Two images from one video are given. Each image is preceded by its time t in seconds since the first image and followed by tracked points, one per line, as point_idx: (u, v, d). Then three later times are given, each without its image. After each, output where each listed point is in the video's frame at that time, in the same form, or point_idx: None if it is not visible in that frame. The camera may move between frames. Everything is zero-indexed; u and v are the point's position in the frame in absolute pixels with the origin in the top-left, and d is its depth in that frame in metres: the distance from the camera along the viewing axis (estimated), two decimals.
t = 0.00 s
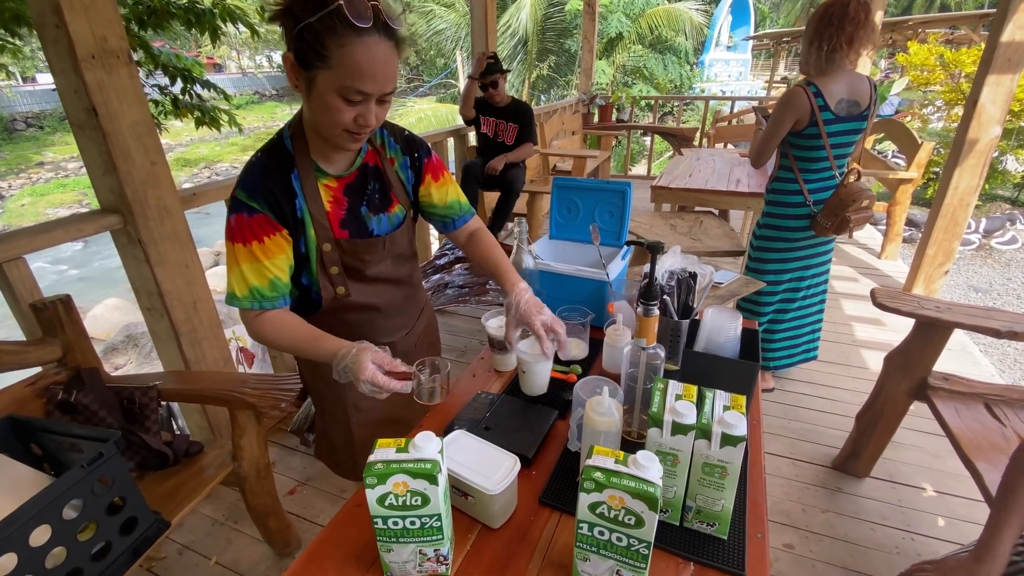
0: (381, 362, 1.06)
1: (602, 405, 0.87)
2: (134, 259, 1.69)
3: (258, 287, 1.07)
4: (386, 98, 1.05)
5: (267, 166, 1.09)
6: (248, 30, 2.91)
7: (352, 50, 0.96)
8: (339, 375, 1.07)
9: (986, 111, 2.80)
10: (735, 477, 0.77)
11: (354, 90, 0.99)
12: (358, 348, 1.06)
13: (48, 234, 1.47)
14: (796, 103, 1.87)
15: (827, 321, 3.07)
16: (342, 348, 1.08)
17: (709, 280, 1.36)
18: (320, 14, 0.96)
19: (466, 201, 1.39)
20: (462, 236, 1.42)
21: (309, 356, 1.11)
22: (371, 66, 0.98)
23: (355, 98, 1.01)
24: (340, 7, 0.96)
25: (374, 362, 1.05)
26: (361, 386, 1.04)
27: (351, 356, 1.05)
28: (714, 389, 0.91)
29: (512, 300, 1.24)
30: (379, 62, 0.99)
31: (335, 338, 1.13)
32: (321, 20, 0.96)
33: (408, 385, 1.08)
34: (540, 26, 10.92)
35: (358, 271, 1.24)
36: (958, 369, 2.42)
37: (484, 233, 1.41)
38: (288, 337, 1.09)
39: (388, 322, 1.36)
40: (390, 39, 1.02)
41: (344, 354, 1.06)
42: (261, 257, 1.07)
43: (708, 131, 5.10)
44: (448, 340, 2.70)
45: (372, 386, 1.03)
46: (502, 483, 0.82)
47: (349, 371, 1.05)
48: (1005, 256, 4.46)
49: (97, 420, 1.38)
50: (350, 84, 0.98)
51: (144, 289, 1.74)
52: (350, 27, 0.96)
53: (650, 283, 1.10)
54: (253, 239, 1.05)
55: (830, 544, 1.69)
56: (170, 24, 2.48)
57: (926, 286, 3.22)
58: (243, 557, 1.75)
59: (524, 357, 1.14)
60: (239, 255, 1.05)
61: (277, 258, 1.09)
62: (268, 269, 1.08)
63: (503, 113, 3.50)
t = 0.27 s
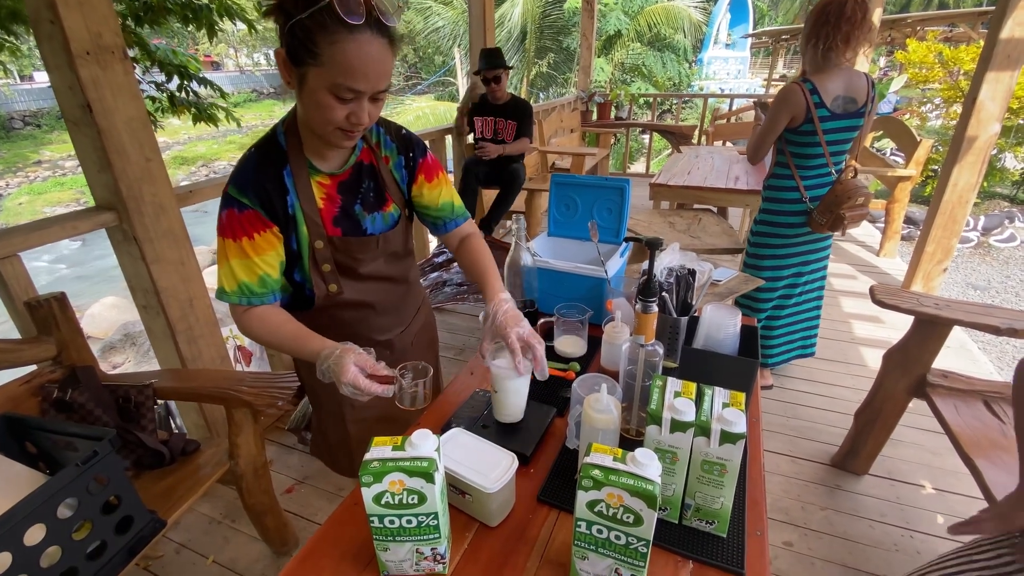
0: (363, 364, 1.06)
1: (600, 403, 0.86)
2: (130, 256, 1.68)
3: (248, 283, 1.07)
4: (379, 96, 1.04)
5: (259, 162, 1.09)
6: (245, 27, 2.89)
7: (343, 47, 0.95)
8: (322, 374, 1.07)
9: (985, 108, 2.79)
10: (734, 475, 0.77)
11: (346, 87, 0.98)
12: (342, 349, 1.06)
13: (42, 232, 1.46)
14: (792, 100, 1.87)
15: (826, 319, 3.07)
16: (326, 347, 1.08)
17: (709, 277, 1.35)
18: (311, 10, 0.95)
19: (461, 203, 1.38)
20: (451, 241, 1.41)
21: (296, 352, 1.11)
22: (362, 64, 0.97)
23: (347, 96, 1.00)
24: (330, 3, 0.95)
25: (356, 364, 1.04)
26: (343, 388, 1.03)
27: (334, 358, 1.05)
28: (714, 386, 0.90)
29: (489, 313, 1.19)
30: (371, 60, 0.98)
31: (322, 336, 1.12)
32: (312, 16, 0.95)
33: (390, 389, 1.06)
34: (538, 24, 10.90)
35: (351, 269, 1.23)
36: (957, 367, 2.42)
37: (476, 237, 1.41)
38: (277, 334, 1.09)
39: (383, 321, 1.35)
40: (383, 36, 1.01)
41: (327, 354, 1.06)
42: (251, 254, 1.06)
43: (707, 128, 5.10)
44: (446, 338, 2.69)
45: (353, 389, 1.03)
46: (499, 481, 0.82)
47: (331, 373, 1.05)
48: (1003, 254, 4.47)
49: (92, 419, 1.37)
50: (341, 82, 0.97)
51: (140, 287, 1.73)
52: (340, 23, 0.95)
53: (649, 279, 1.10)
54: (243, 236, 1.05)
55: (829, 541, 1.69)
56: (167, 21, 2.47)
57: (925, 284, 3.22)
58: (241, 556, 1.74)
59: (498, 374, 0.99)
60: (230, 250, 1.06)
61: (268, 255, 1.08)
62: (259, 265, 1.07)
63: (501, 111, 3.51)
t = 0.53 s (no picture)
0: (354, 366, 1.04)
1: (600, 403, 0.86)
2: (128, 255, 1.67)
3: (243, 282, 1.07)
4: (376, 96, 1.03)
5: (253, 161, 1.08)
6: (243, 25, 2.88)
7: (340, 47, 0.94)
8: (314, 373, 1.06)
9: (986, 106, 2.79)
10: (735, 475, 0.76)
11: (342, 87, 0.97)
12: (333, 350, 1.05)
13: (39, 231, 1.45)
14: (790, 97, 1.87)
15: (825, 317, 3.06)
16: (318, 348, 1.07)
17: (709, 276, 1.35)
18: (307, 9, 0.95)
19: (457, 204, 1.37)
20: (445, 242, 1.39)
21: (289, 353, 1.10)
22: (360, 64, 0.96)
23: (343, 96, 0.99)
24: (328, 3, 0.94)
25: (347, 366, 1.03)
26: (334, 389, 1.02)
27: (325, 359, 1.04)
28: (714, 386, 0.90)
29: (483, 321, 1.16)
30: (369, 59, 0.97)
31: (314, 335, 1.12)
32: (309, 15, 0.94)
33: (382, 392, 1.03)
34: (538, 21, 10.88)
35: (345, 268, 1.23)
36: (957, 365, 2.42)
37: (472, 241, 1.39)
38: (271, 332, 1.09)
39: (379, 320, 1.35)
40: (380, 35, 1.00)
41: (319, 355, 1.05)
42: (246, 253, 1.06)
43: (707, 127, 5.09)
44: (445, 337, 2.68)
45: (343, 391, 1.02)
46: (498, 482, 0.81)
47: (323, 373, 1.04)
48: (1003, 253, 4.46)
49: (90, 418, 1.37)
50: (337, 81, 0.97)
51: (138, 286, 1.72)
52: (337, 23, 0.94)
53: (649, 279, 1.09)
54: (238, 235, 1.05)
55: (828, 541, 1.69)
56: (165, 19, 2.46)
57: (925, 282, 3.22)
58: (239, 555, 1.74)
59: (493, 389, 0.98)
60: (224, 249, 1.05)
61: (263, 254, 1.08)
62: (254, 264, 1.07)
63: (498, 111, 3.50)
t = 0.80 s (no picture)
0: (344, 374, 1.05)
1: (601, 407, 0.85)
2: (130, 257, 1.68)
3: (240, 286, 1.08)
4: (377, 102, 1.03)
5: (252, 165, 1.08)
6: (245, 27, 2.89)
7: (342, 53, 0.94)
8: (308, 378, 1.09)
9: (988, 109, 2.78)
10: (737, 480, 0.76)
11: (344, 93, 0.97)
12: (325, 357, 1.06)
13: (41, 232, 1.45)
14: (791, 99, 1.87)
15: (827, 320, 3.06)
16: (311, 355, 1.09)
17: (710, 279, 1.35)
18: (310, 15, 0.95)
19: (447, 215, 1.36)
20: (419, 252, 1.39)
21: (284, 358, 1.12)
22: (361, 69, 0.96)
23: (345, 102, 0.99)
24: (331, 8, 0.94)
25: (338, 373, 1.04)
26: (324, 396, 1.04)
27: (317, 366, 1.05)
28: (716, 390, 0.89)
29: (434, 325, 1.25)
30: (371, 65, 0.97)
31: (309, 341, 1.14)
32: (312, 21, 0.94)
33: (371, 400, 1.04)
34: (539, 23, 10.90)
35: (343, 274, 1.23)
36: (959, 368, 2.41)
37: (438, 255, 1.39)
38: (267, 336, 1.11)
39: (376, 325, 1.35)
40: (383, 42, 1.00)
41: (311, 362, 1.07)
42: (243, 257, 1.07)
43: (708, 129, 5.08)
44: (446, 339, 2.68)
45: (333, 399, 1.02)
46: (499, 486, 0.81)
47: (314, 380, 1.05)
48: (1005, 255, 4.45)
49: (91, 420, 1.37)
50: (339, 87, 0.97)
51: (140, 288, 1.73)
52: (340, 29, 0.94)
53: (651, 282, 1.09)
54: (235, 239, 1.05)
55: (830, 544, 1.68)
56: (167, 21, 2.47)
57: (927, 285, 3.21)
58: (240, 557, 1.74)
59: (494, 392, 0.98)
60: (221, 253, 1.06)
61: (260, 258, 1.09)
62: (250, 268, 1.08)
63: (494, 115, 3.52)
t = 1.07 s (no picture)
0: (331, 377, 1.07)
1: (601, 402, 0.85)
2: (131, 253, 1.68)
3: (232, 280, 1.09)
4: (379, 101, 1.03)
5: (249, 160, 1.08)
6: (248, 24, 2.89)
7: (344, 50, 0.94)
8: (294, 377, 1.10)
9: (994, 106, 2.76)
10: (737, 477, 0.75)
11: (345, 91, 0.97)
12: (313, 360, 1.08)
13: (42, 228, 1.45)
14: (798, 94, 1.87)
15: (830, 318, 3.05)
16: (299, 356, 1.10)
17: (712, 276, 1.34)
18: (314, 12, 0.94)
19: (443, 219, 1.31)
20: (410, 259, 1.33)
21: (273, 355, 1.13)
22: (363, 66, 0.96)
23: (346, 100, 0.99)
24: (334, 6, 0.94)
25: (325, 377, 1.06)
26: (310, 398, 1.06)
27: (305, 367, 1.07)
28: (717, 387, 0.89)
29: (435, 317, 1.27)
30: (374, 63, 0.97)
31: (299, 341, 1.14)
32: (315, 18, 0.94)
33: (356, 405, 1.05)
34: (542, 20, 10.87)
35: (339, 271, 1.23)
36: (963, 367, 2.40)
37: (433, 267, 1.34)
38: (262, 330, 1.11)
39: (372, 322, 1.36)
40: (386, 40, 0.99)
41: (298, 363, 1.08)
42: (237, 251, 1.07)
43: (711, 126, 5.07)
44: (447, 336, 2.68)
45: (318, 402, 1.05)
46: (498, 481, 0.81)
47: (302, 381, 1.07)
48: (1010, 254, 4.43)
49: (92, 415, 1.37)
50: (341, 85, 0.96)
51: (141, 284, 1.73)
52: (344, 26, 0.94)
53: (652, 278, 1.08)
54: (230, 234, 1.06)
55: (831, 543, 1.68)
56: (170, 17, 2.47)
57: (930, 283, 3.19)
58: (241, 553, 1.74)
59: (492, 389, 0.97)
60: (216, 247, 1.06)
61: (254, 253, 1.09)
62: (245, 262, 1.08)
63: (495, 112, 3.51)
